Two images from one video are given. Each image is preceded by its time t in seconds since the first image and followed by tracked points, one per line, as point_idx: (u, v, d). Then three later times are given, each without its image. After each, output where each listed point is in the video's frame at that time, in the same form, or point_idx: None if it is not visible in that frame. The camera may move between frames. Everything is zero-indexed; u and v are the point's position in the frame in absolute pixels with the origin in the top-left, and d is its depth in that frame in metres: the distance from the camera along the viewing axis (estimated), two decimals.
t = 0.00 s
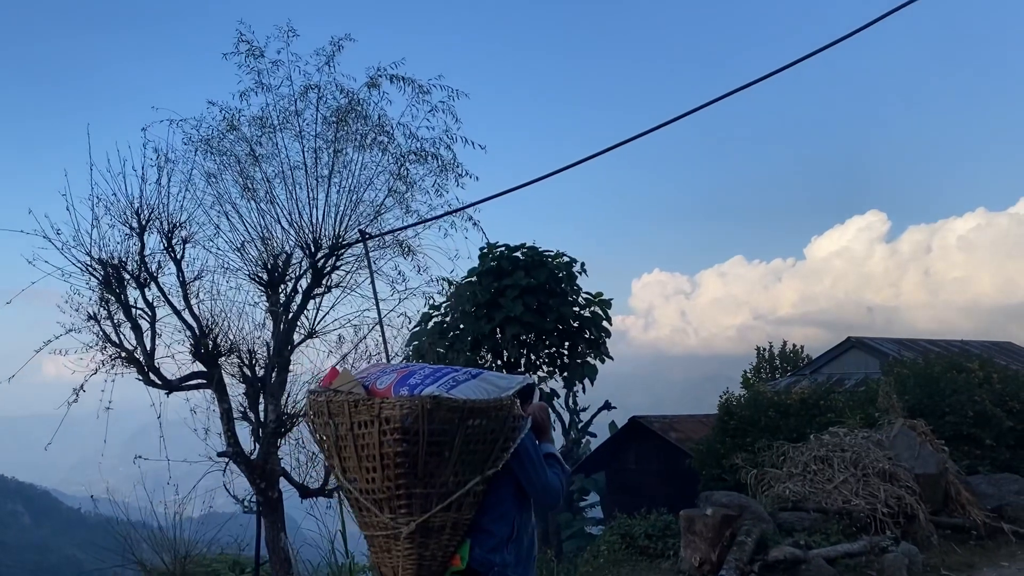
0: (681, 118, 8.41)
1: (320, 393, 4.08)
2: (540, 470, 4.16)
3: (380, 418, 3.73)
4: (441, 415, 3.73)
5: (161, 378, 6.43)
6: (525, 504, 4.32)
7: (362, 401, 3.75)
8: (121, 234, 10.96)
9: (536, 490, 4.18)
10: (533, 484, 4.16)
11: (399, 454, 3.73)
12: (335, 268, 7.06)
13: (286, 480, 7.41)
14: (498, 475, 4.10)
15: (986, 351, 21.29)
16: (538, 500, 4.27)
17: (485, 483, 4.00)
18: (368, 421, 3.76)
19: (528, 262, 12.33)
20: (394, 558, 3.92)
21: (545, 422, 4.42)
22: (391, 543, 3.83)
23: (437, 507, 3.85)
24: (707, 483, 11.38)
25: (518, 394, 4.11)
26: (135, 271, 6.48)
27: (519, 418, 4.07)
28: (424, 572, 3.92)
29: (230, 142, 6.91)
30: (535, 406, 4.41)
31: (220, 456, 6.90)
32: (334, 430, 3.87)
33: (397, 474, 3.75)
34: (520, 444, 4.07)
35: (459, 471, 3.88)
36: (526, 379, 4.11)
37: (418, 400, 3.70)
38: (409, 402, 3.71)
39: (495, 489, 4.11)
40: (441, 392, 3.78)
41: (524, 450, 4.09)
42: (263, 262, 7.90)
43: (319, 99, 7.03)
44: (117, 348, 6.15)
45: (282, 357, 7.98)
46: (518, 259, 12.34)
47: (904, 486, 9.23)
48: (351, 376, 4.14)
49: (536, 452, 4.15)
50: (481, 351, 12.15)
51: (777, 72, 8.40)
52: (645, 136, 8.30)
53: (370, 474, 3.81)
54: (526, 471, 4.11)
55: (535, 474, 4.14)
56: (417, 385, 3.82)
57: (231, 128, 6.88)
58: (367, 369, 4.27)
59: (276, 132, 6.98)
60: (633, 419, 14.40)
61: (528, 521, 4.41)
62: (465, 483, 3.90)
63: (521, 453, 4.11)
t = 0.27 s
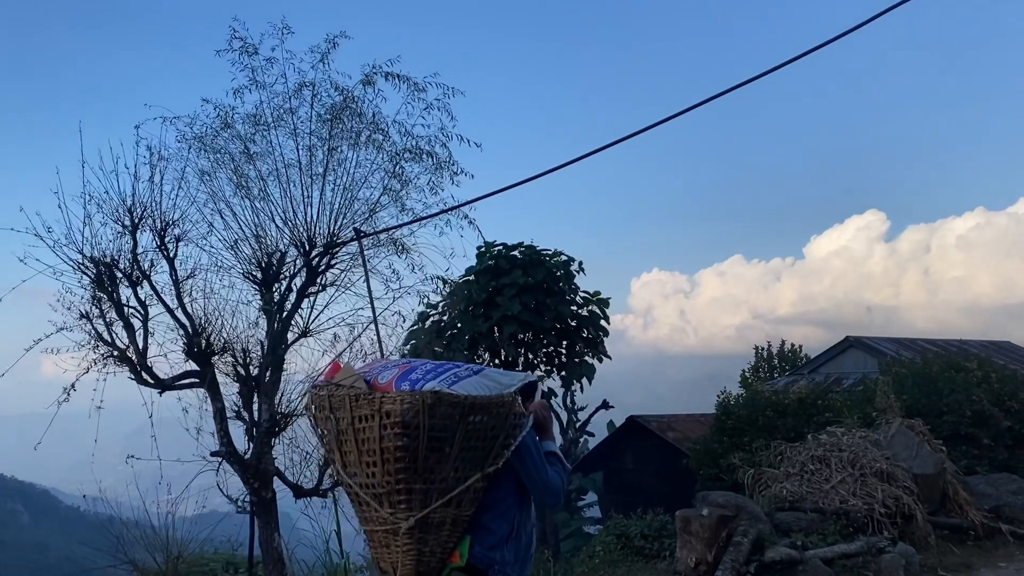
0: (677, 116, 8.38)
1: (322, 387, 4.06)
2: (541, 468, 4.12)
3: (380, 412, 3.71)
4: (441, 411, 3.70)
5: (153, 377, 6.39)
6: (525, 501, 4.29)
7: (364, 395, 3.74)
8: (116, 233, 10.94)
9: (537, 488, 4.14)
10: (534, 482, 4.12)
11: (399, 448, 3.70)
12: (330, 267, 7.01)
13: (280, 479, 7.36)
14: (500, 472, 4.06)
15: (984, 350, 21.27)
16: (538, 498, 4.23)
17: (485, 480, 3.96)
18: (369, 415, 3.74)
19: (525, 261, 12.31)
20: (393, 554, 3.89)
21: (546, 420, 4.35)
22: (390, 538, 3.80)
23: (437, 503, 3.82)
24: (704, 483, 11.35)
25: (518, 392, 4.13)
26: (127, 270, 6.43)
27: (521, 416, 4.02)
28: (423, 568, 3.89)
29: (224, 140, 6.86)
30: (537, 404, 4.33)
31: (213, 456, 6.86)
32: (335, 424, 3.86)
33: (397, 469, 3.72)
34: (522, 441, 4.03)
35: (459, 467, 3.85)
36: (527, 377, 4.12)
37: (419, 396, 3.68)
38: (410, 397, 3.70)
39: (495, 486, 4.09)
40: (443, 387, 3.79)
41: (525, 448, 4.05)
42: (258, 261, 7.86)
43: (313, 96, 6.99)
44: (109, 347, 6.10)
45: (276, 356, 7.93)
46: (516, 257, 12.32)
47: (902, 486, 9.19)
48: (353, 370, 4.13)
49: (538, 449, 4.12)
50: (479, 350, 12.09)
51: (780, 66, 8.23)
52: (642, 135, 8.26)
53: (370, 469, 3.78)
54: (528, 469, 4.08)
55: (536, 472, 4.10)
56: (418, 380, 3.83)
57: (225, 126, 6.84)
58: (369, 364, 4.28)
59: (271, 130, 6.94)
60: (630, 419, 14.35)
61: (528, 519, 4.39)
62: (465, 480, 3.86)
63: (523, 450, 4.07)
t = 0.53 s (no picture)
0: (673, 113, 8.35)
1: (326, 381, 4.03)
2: (542, 468, 4.08)
3: (383, 406, 3.67)
4: (444, 406, 3.67)
5: (143, 375, 6.33)
6: (525, 499, 4.27)
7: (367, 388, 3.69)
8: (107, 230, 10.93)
9: (537, 487, 4.10)
10: (534, 481, 4.09)
11: (401, 443, 3.66)
12: (322, 264, 6.96)
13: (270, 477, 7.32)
14: (501, 470, 4.04)
15: (982, 349, 21.23)
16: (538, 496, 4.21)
17: (486, 477, 3.95)
18: (372, 408, 3.69)
19: (522, 260, 12.24)
20: (392, 549, 3.83)
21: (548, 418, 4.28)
22: (390, 532, 3.75)
23: (437, 498, 3.78)
24: (700, 483, 11.29)
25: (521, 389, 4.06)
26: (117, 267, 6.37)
27: (523, 413, 4.01)
28: (422, 564, 3.84)
29: (215, 137, 6.79)
30: (539, 402, 4.26)
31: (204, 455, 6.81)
32: (337, 417, 3.81)
33: (399, 463, 3.68)
34: (524, 440, 4.02)
35: (461, 462, 3.82)
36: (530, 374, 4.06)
37: (422, 390, 3.64)
38: (412, 391, 3.66)
39: (496, 485, 4.07)
40: (445, 381, 3.73)
41: (528, 447, 4.03)
42: (249, 258, 7.81)
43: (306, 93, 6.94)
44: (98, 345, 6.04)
45: (267, 354, 7.85)
46: (512, 256, 12.27)
47: (898, 485, 9.14)
48: (356, 365, 4.09)
49: (539, 449, 4.08)
50: (475, 348, 12.03)
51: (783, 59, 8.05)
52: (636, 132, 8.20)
53: (372, 462, 3.74)
54: (529, 468, 4.05)
55: (537, 470, 4.07)
56: (422, 373, 3.76)
57: (215, 122, 6.77)
58: (371, 360, 4.21)
59: (264, 126, 6.88)
60: (626, 417, 14.30)
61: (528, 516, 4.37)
62: (466, 476, 3.83)
63: (524, 448, 4.05)
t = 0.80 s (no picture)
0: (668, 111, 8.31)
1: (329, 377, 4.00)
2: (543, 467, 4.05)
3: (386, 402, 3.64)
4: (448, 403, 3.66)
5: (135, 373, 6.29)
6: (526, 499, 4.23)
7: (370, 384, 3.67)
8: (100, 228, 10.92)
9: (538, 487, 4.07)
10: (535, 481, 4.05)
11: (404, 440, 3.64)
12: (316, 262, 6.93)
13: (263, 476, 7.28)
14: (502, 470, 4.01)
15: (981, 348, 21.20)
16: (540, 496, 4.17)
17: (488, 475, 3.94)
18: (375, 405, 3.67)
19: (520, 258, 12.19)
20: (394, 546, 3.83)
21: (549, 418, 4.26)
22: (392, 530, 3.74)
23: (439, 495, 3.77)
24: (698, 481, 11.25)
25: (524, 386, 4.13)
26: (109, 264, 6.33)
27: (525, 413, 4.01)
28: (423, 562, 3.83)
29: (209, 134, 6.75)
30: (541, 403, 4.25)
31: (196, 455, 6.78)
32: (340, 414, 3.79)
33: (402, 460, 3.66)
34: (525, 440, 3.99)
35: (463, 460, 3.80)
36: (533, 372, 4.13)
37: (426, 387, 3.62)
38: (416, 388, 3.63)
39: (497, 484, 4.03)
40: (448, 378, 3.78)
41: (528, 446, 4.00)
42: (243, 256, 7.77)
43: (300, 90, 6.91)
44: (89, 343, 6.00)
45: (261, 352, 7.79)
46: (510, 254, 12.22)
47: (896, 485, 9.11)
48: (360, 361, 4.09)
49: (540, 448, 4.05)
50: (472, 346, 11.98)
51: (781, 55, 7.99)
52: (631, 128, 8.17)
53: (374, 459, 3.72)
54: (530, 467, 4.02)
55: (538, 470, 4.03)
56: (426, 370, 3.81)
57: (209, 118, 6.73)
58: (375, 356, 4.24)
59: (258, 123, 6.84)
60: (624, 416, 14.26)
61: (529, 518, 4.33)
62: (469, 474, 3.82)
63: (525, 448, 4.01)
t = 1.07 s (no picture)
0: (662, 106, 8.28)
1: (334, 378, 3.98)
2: (545, 467, 4.04)
3: (392, 404, 3.63)
4: (453, 406, 3.62)
5: (124, 372, 6.24)
6: (528, 501, 4.21)
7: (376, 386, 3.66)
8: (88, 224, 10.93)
9: (540, 487, 4.05)
10: (537, 481, 4.04)
11: (409, 441, 3.62)
12: (308, 259, 6.88)
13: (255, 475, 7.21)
14: (504, 470, 3.99)
15: (980, 346, 21.14)
16: (542, 498, 4.15)
17: (491, 476, 3.88)
18: (381, 406, 3.66)
19: (516, 256, 12.14)
20: (397, 547, 3.82)
21: (552, 419, 4.29)
22: (396, 531, 3.72)
23: (443, 497, 3.74)
24: (694, 480, 11.19)
25: (529, 388, 4.01)
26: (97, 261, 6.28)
27: (529, 414, 3.95)
28: (427, 563, 3.81)
29: (200, 128, 6.70)
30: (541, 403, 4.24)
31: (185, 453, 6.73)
32: (345, 415, 3.77)
33: (407, 462, 3.64)
34: (528, 440, 3.98)
35: (468, 463, 3.77)
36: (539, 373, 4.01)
37: (432, 389, 3.59)
38: (422, 390, 3.62)
39: (500, 484, 4.01)
40: (455, 381, 3.73)
41: (531, 446, 3.99)
42: (235, 252, 7.71)
43: (293, 85, 6.85)
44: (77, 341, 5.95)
45: (252, 349, 7.73)
46: (506, 252, 12.16)
47: (892, 483, 9.05)
48: (365, 362, 4.07)
49: (541, 448, 4.05)
50: (469, 345, 11.92)
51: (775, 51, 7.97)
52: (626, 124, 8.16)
53: (380, 460, 3.70)
54: (532, 467, 4.01)
55: (540, 469, 4.02)
56: (431, 373, 3.76)
57: (200, 113, 6.68)
58: (381, 356, 4.20)
59: (250, 118, 6.79)
60: (621, 414, 14.20)
61: (530, 520, 4.31)
62: (473, 476, 3.78)
63: (527, 447, 4.00)
